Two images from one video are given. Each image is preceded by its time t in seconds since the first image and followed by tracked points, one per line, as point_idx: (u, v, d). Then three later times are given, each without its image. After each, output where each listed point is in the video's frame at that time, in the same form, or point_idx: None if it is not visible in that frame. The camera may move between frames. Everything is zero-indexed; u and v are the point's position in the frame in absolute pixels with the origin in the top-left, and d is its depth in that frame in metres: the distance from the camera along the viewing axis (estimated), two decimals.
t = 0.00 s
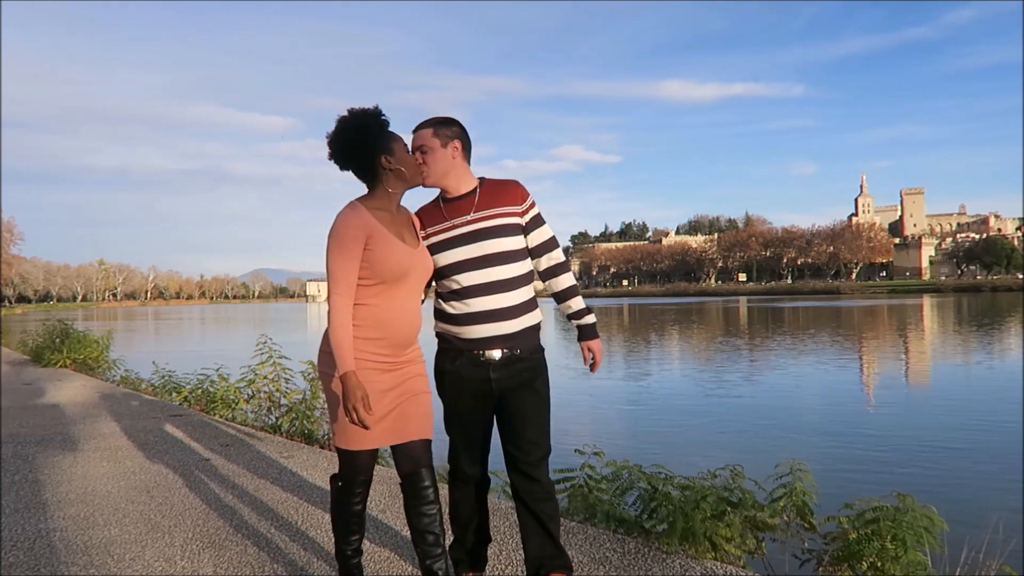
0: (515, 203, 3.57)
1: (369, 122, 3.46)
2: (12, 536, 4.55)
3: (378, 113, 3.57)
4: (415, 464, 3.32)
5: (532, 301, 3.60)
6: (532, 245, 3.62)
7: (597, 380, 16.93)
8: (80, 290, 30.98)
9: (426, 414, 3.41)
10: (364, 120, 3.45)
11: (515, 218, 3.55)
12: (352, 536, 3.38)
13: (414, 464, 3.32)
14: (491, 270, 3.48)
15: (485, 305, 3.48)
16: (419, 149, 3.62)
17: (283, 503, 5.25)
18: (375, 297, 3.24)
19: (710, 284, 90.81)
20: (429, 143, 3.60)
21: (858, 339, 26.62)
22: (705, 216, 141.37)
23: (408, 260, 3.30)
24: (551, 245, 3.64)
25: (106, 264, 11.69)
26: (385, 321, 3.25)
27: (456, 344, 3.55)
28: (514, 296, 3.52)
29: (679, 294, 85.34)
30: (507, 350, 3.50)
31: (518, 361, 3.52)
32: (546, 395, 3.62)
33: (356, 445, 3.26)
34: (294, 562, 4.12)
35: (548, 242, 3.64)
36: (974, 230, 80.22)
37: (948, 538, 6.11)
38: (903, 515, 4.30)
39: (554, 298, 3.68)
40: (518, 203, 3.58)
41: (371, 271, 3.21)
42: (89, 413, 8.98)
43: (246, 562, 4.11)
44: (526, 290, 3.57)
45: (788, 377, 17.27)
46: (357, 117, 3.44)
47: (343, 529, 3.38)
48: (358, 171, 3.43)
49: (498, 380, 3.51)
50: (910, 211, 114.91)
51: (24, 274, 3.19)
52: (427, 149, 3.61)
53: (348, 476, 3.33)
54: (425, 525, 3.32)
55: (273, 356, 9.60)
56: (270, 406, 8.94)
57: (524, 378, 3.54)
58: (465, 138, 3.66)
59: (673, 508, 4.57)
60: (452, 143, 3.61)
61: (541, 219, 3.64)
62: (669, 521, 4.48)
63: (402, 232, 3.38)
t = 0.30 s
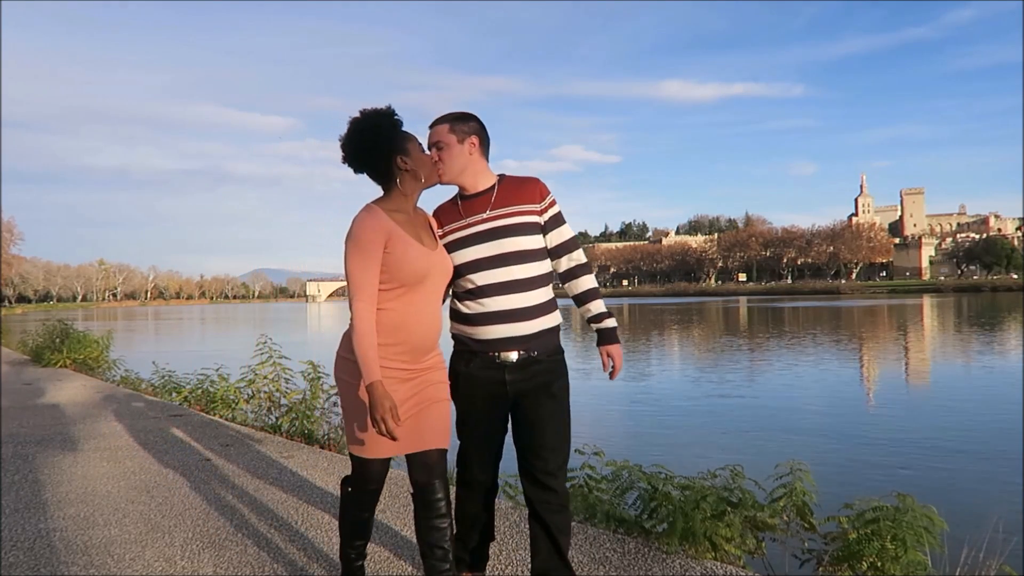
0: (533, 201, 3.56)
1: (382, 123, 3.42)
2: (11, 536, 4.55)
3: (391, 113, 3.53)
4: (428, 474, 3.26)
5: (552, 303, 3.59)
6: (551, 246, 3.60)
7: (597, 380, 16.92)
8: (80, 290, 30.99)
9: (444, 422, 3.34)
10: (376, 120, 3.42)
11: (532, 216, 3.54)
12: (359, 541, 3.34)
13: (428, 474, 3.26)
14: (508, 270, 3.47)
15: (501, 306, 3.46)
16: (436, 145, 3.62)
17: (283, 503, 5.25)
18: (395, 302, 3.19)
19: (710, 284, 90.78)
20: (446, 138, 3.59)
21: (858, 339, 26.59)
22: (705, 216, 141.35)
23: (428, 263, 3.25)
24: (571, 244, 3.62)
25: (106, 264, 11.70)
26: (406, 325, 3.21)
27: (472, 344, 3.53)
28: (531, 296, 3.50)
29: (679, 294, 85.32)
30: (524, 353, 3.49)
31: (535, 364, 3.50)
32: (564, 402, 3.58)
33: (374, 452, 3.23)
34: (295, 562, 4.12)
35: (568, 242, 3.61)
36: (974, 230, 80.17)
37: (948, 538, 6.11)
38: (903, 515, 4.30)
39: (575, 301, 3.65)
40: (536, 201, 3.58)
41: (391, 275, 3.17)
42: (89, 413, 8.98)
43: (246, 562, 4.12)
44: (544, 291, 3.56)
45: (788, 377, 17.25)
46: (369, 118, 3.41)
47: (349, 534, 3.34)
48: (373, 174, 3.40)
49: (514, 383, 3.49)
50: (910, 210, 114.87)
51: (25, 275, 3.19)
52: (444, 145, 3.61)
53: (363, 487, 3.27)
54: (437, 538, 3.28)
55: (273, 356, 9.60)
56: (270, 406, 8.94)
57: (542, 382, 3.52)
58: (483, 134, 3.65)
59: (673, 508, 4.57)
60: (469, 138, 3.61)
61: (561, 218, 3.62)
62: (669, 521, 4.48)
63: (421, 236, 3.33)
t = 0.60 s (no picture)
0: (561, 192, 3.47)
1: (401, 113, 3.35)
2: (12, 536, 4.55)
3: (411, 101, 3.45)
4: (446, 479, 3.25)
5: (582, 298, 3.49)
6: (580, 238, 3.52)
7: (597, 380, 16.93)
8: (80, 290, 31.04)
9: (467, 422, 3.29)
10: (395, 110, 3.35)
11: (562, 207, 3.45)
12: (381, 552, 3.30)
13: (445, 479, 3.26)
14: (537, 263, 3.36)
15: (532, 302, 3.34)
16: (457, 136, 3.51)
17: (284, 503, 5.25)
18: (420, 295, 3.13)
19: (710, 284, 90.79)
20: (468, 130, 3.48)
21: (857, 339, 26.60)
22: (705, 216, 141.35)
23: (454, 254, 3.18)
24: (599, 235, 3.54)
25: (106, 264, 11.73)
26: (431, 319, 3.14)
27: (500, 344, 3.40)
28: (561, 291, 3.39)
29: (678, 294, 85.34)
30: (557, 352, 3.37)
31: (565, 363, 3.39)
32: (591, 406, 3.50)
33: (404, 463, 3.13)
34: (295, 561, 4.12)
35: (596, 233, 3.53)
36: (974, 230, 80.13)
37: (948, 538, 6.10)
38: (903, 515, 4.29)
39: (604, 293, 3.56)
40: (564, 192, 3.49)
41: (416, 267, 3.11)
42: (88, 413, 8.98)
43: (246, 562, 4.11)
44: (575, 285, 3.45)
45: (788, 377, 17.26)
46: (387, 107, 3.34)
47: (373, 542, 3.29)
48: (393, 166, 3.33)
49: (546, 386, 3.37)
50: (910, 210, 114.85)
51: (25, 274, 3.19)
52: (464, 136, 3.50)
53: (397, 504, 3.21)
54: (448, 544, 3.27)
55: (273, 356, 9.60)
56: (270, 406, 8.95)
57: (572, 384, 3.42)
58: (505, 124, 3.53)
59: (673, 508, 4.57)
60: (491, 128, 3.49)
61: (588, 208, 3.54)
62: (669, 521, 4.48)
63: (446, 227, 3.27)
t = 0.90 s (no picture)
0: (583, 188, 3.28)
1: (420, 102, 3.14)
2: (12, 536, 4.56)
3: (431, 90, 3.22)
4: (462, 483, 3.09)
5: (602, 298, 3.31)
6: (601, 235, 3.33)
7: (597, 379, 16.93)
8: (80, 290, 31.12)
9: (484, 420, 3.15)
10: (413, 100, 3.14)
11: (583, 204, 3.26)
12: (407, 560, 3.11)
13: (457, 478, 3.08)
14: (558, 260, 3.17)
15: (553, 302, 3.15)
16: (478, 128, 3.32)
17: (284, 503, 5.24)
18: (437, 295, 2.97)
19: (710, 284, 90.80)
20: (489, 122, 3.29)
21: (858, 339, 26.60)
22: (705, 216, 141.42)
23: (473, 252, 3.00)
24: (622, 233, 3.35)
25: (105, 264, 11.75)
26: (448, 320, 2.98)
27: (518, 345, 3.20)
28: (583, 291, 3.20)
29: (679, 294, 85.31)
30: (580, 350, 3.17)
31: (590, 361, 3.20)
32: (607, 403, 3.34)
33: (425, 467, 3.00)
34: (296, 561, 4.13)
35: (619, 231, 3.34)
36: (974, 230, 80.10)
37: (949, 538, 6.09)
38: (903, 515, 4.29)
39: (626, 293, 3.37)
40: (585, 188, 3.29)
41: (431, 266, 2.95)
42: (88, 413, 8.98)
43: (247, 562, 4.11)
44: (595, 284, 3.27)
45: (788, 377, 17.25)
46: (404, 96, 3.13)
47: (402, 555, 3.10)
48: (411, 158, 3.14)
49: (571, 385, 3.16)
50: (910, 210, 114.86)
51: (25, 273, 3.18)
52: (485, 128, 3.31)
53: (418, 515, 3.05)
54: (452, 545, 3.12)
55: (273, 356, 9.59)
56: (270, 406, 8.95)
57: (595, 385, 3.21)
58: (527, 117, 3.35)
59: (673, 507, 4.56)
60: (513, 121, 3.31)
61: (611, 205, 3.35)
62: (669, 521, 4.48)
63: (466, 223, 3.09)
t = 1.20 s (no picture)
0: (612, 184, 3.17)
1: (445, 94, 2.97)
2: (12, 536, 4.56)
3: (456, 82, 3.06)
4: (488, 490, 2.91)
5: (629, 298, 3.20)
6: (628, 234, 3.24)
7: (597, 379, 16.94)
8: (80, 290, 31.18)
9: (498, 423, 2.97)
10: (437, 91, 2.97)
11: (612, 200, 3.15)
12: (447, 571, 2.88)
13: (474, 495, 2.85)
14: (589, 259, 3.04)
15: (584, 303, 3.02)
16: (504, 120, 3.18)
17: (283, 503, 5.23)
18: (460, 298, 2.80)
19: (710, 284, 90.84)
20: (516, 113, 3.15)
21: (857, 339, 26.61)
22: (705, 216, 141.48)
23: (500, 253, 2.82)
24: (649, 232, 3.27)
25: (105, 263, 11.76)
26: (471, 325, 2.81)
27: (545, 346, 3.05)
28: (612, 292, 3.09)
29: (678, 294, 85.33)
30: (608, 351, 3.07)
31: (617, 361, 3.12)
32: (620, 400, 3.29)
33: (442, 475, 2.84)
34: (296, 561, 4.12)
35: (647, 230, 3.26)
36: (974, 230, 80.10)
37: (949, 538, 6.09)
38: (903, 515, 4.29)
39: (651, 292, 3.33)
40: (615, 184, 3.19)
41: (456, 268, 2.77)
42: (87, 413, 8.99)
43: (246, 562, 4.11)
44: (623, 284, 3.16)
45: (788, 377, 17.25)
46: (428, 86, 2.96)
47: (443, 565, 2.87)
48: (434, 152, 2.96)
49: (600, 386, 3.07)
50: (910, 210, 114.88)
51: (25, 274, 3.17)
52: (512, 119, 3.17)
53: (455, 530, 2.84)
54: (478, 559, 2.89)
55: (273, 356, 9.60)
56: (270, 406, 8.95)
57: (618, 387, 3.14)
58: (553, 109, 3.23)
59: (673, 507, 4.56)
60: (540, 112, 3.18)
61: (638, 203, 3.26)
62: (669, 521, 4.48)
63: (491, 222, 2.91)
